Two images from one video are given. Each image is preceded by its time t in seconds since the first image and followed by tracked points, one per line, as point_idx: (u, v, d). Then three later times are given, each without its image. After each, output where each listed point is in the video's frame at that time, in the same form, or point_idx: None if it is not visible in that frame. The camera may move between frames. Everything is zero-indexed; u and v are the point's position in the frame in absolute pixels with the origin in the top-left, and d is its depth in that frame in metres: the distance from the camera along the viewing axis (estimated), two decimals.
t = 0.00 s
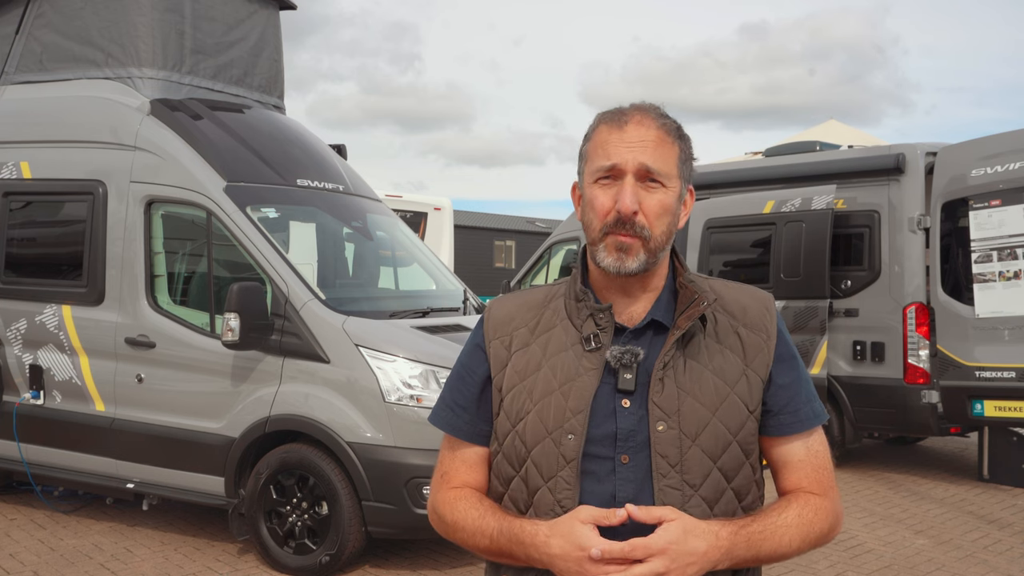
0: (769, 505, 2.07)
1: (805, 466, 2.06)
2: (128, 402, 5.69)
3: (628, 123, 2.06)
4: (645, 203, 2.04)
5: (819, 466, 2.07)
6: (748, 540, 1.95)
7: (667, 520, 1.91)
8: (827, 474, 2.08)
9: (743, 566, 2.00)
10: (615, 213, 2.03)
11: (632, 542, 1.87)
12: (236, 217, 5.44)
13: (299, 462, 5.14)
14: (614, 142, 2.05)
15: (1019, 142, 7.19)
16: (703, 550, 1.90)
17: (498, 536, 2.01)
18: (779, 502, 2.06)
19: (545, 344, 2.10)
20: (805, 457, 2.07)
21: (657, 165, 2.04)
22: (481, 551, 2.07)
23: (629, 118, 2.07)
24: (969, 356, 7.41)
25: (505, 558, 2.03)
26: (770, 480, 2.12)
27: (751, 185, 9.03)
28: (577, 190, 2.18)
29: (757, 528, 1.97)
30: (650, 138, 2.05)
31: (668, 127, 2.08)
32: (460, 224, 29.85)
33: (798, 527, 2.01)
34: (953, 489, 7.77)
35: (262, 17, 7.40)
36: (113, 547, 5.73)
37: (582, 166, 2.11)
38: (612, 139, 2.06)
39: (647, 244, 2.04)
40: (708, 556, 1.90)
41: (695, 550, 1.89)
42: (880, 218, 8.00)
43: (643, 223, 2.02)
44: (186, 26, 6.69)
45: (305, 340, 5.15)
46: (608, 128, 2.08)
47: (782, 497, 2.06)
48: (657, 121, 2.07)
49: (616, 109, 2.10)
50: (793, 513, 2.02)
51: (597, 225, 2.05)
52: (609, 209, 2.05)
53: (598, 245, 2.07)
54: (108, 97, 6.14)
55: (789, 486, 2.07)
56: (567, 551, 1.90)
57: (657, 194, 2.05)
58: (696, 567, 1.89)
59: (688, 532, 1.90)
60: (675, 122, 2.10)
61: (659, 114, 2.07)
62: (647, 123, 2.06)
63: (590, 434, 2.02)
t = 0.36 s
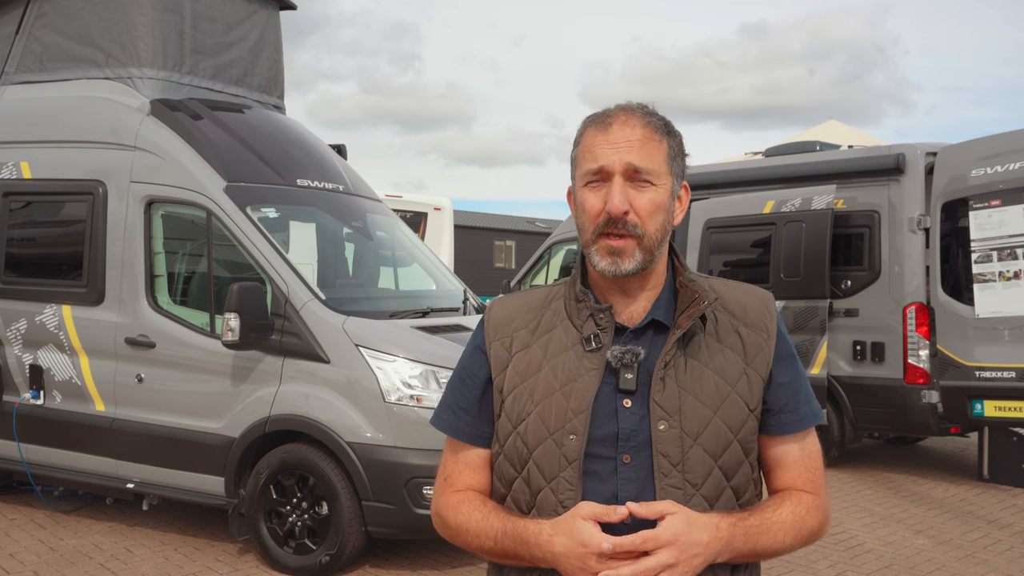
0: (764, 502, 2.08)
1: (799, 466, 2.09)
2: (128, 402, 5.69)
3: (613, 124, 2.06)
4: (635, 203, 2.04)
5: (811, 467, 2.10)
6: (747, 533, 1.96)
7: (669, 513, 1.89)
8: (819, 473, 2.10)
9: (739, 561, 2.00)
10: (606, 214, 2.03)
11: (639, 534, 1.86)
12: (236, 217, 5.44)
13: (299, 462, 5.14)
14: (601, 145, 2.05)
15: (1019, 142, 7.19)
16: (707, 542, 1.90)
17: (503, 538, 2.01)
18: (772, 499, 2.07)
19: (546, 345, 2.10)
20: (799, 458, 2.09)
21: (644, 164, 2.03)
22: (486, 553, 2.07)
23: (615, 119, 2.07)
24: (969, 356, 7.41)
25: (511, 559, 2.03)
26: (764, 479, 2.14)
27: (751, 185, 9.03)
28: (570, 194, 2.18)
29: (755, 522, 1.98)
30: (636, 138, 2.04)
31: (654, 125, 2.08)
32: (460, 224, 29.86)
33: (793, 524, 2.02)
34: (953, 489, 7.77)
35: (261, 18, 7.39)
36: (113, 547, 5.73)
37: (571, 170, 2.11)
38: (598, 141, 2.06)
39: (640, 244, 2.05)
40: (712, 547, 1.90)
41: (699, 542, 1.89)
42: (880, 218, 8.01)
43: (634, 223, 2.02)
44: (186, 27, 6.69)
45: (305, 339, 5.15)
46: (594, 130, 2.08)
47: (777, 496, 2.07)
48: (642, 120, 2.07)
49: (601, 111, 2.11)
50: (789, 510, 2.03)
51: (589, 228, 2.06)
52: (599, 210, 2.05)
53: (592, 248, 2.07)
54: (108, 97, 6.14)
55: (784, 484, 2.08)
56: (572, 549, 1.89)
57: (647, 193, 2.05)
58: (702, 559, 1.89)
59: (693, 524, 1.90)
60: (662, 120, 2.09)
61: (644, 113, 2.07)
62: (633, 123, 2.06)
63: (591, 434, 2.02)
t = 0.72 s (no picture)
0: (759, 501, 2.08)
1: (795, 465, 2.09)
2: (128, 402, 5.69)
3: (622, 136, 2.05)
4: (637, 217, 2.04)
5: (808, 465, 2.10)
6: (743, 532, 1.97)
7: (664, 511, 1.90)
8: (816, 471, 2.10)
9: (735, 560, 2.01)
10: (607, 227, 2.03)
11: (632, 534, 1.87)
12: (236, 217, 5.44)
13: (299, 462, 5.14)
14: (607, 155, 2.04)
15: (1019, 142, 7.18)
16: (702, 542, 1.91)
17: (496, 541, 2.01)
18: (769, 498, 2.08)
19: (538, 347, 2.10)
20: (795, 456, 2.09)
21: (649, 180, 2.03)
22: (479, 555, 2.07)
23: (624, 130, 2.05)
24: (969, 356, 7.41)
25: (504, 561, 2.03)
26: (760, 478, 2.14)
27: (751, 185, 9.03)
28: (569, 196, 2.17)
29: (750, 521, 1.99)
30: (642, 153, 2.04)
31: (661, 140, 2.07)
32: (460, 224, 29.86)
33: (789, 522, 2.03)
34: (953, 489, 7.77)
35: (261, 17, 7.39)
36: (113, 547, 5.73)
37: (574, 175, 2.10)
38: (605, 151, 2.04)
39: (637, 259, 2.06)
40: (706, 546, 1.91)
41: (694, 541, 1.90)
42: (880, 218, 8.01)
43: (633, 237, 2.03)
44: (186, 27, 6.69)
45: (305, 340, 5.15)
46: (601, 139, 2.06)
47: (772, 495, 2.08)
48: (650, 134, 2.06)
49: (608, 118, 2.09)
50: (785, 508, 2.04)
51: (587, 237, 2.06)
52: (600, 221, 2.05)
53: (588, 256, 2.07)
54: (108, 97, 6.14)
55: (781, 483, 2.09)
56: (566, 552, 1.90)
57: (650, 209, 2.05)
58: (695, 558, 1.90)
59: (688, 523, 1.90)
60: (669, 134, 2.09)
61: (653, 127, 2.06)
62: (641, 137, 2.05)
63: (584, 437, 2.03)
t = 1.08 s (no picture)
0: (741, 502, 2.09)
1: (776, 468, 2.10)
2: (128, 402, 5.69)
3: (619, 138, 2.05)
4: (632, 220, 2.04)
5: (789, 467, 2.11)
6: (727, 535, 1.97)
7: (654, 513, 1.90)
8: (797, 472, 2.11)
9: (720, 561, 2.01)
10: (601, 229, 2.03)
11: (623, 537, 1.87)
12: (236, 217, 5.44)
13: (299, 462, 5.14)
14: (604, 158, 2.04)
15: (1019, 142, 7.18)
16: (689, 544, 1.91)
17: (485, 544, 1.99)
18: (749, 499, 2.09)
19: (528, 348, 2.09)
20: (777, 459, 2.10)
21: (645, 184, 2.03)
22: (465, 558, 2.05)
23: (621, 133, 2.05)
24: (969, 356, 7.40)
25: (492, 564, 2.01)
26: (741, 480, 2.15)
27: (751, 185, 9.03)
28: (562, 197, 2.16)
29: (735, 524, 1.99)
30: (639, 157, 2.04)
31: (657, 144, 2.07)
32: (460, 224, 29.87)
33: (772, 524, 2.03)
34: (953, 489, 7.77)
35: (260, 18, 7.39)
36: (113, 547, 5.73)
37: (569, 176, 2.09)
38: (602, 153, 2.04)
39: (631, 260, 2.06)
40: (694, 549, 1.92)
41: (683, 544, 1.90)
42: (880, 218, 8.01)
43: (628, 242, 2.03)
44: (185, 27, 6.69)
45: (305, 340, 5.15)
46: (598, 141, 2.06)
47: (754, 496, 2.08)
48: (647, 138, 2.06)
49: (605, 120, 2.08)
50: (768, 510, 2.04)
51: (581, 239, 2.06)
52: (594, 223, 2.05)
53: (582, 258, 2.07)
54: (108, 97, 6.14)
55: (762, 485, 2.10)
56: (559, 555, 1.89)
57: (645, 213, 2.05)
58: (684, 561, 1.91)
59: (677, 526, 1.91)
60: (665, 139, 2.09)
61: (650, 131, 2.06)
62: (638, 140, 2.05)
63: (576, 438, 2.03)
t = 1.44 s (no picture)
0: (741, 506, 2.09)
1: (775, 468, 2.10)
2: (128, 402, 5.69)
3: (620, 132, 2.06)
4: (632, 213, 2.05)
5: (787, 468, 2.11)
6: (727, 549, 1.96)
7: (655, 529, 1.89)
8: (794, 475, 2.11)
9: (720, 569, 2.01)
10: (602, 221, 2.03)
11: (622, 555, 1.85)
12: (236, 217, 5.44)
13: (299, 462, 5.14)
14: (605, 150, 2.05)
15: (1019, 142, 7.18)
16: (688, 562, 1.90)
17: (485, 547, 1.99)
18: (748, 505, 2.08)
19: (528, 346, 2.09)
20: (775, 459, 2.10)
21: (645, 177, 2.04)
22: (466, 559, 2.05)
23: (622, 127, 2.06)
24: (969, 356, 7.40)
25: (492, 567, 2.01)
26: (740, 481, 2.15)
27: (750, 185, 9.03)
28: (563, 191, 2.17)
29: (735, 538, 1.98)
30: (640, 150, 2.05)
31: (658, 139, 2.08)
32: (460, 224, 29.88)
33: (770, 532, 2.03)
34: (953, 489, 7.77)
35: (260, 18, 7.39)
36: (113, 547, 5.73)
37: (570, 169, 2.09)
38: (603, 146, 2.05)
39: (631, 253, 2.06)
40: (693, 568, 1.91)
41: (681, 562, 1.89)
42: (880, 218, 8.01)
43: (629, 233, 2.03)
44: (185, 27, 6.69)
45: (305, 340, 5.15)
46: (600, 135, 2.07)
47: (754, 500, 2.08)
48: (648, 132, 2.07)
49: (607, 115, 2.09)
50: (767, 517, 2.04)
51: (582, 231, 2.06)
52: (595, 216, 2.05)
53: (582, 250, 2.07)
54: (108, 97, 6.14)
55: (760, 487, 2.10)
56: (557, 564, 1.89)
57: (644, 206, 2.06)
58: None
59: (677, 543, 1.90)
60: (666, 134, 2.10)
61: (651, 126, 2.07)
62: (640, 134, 2.06)
63: (575, 435, 2.03)
